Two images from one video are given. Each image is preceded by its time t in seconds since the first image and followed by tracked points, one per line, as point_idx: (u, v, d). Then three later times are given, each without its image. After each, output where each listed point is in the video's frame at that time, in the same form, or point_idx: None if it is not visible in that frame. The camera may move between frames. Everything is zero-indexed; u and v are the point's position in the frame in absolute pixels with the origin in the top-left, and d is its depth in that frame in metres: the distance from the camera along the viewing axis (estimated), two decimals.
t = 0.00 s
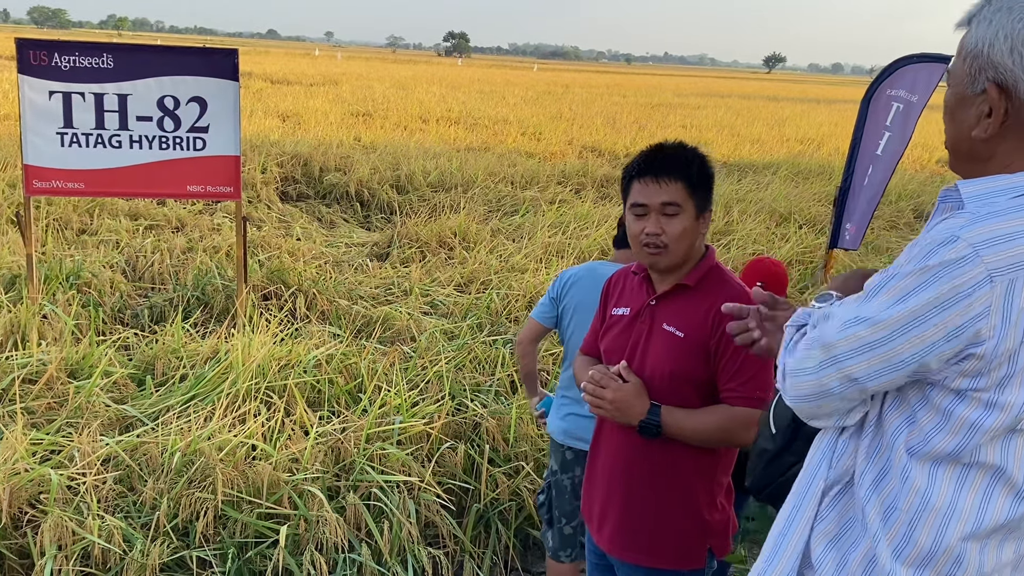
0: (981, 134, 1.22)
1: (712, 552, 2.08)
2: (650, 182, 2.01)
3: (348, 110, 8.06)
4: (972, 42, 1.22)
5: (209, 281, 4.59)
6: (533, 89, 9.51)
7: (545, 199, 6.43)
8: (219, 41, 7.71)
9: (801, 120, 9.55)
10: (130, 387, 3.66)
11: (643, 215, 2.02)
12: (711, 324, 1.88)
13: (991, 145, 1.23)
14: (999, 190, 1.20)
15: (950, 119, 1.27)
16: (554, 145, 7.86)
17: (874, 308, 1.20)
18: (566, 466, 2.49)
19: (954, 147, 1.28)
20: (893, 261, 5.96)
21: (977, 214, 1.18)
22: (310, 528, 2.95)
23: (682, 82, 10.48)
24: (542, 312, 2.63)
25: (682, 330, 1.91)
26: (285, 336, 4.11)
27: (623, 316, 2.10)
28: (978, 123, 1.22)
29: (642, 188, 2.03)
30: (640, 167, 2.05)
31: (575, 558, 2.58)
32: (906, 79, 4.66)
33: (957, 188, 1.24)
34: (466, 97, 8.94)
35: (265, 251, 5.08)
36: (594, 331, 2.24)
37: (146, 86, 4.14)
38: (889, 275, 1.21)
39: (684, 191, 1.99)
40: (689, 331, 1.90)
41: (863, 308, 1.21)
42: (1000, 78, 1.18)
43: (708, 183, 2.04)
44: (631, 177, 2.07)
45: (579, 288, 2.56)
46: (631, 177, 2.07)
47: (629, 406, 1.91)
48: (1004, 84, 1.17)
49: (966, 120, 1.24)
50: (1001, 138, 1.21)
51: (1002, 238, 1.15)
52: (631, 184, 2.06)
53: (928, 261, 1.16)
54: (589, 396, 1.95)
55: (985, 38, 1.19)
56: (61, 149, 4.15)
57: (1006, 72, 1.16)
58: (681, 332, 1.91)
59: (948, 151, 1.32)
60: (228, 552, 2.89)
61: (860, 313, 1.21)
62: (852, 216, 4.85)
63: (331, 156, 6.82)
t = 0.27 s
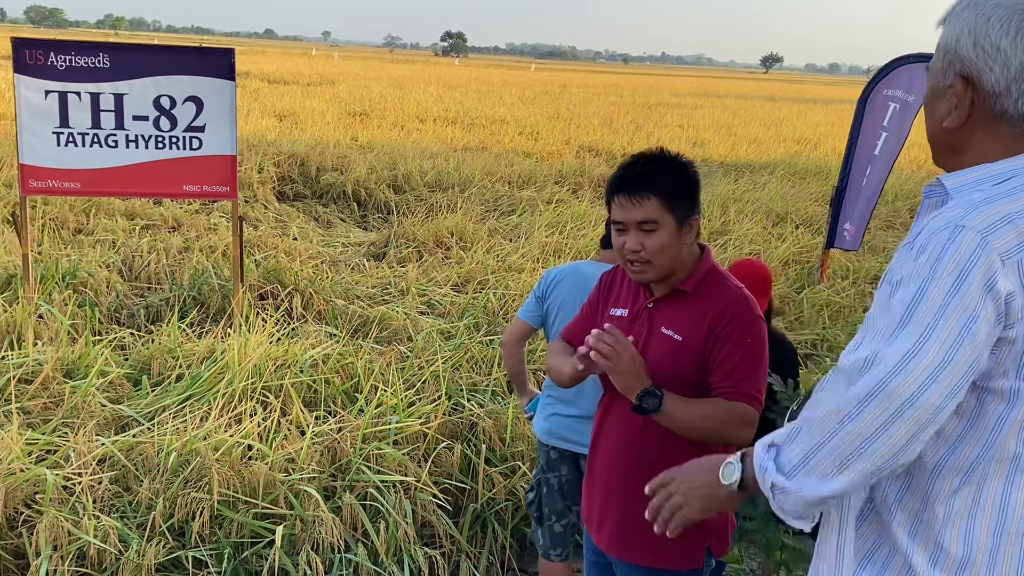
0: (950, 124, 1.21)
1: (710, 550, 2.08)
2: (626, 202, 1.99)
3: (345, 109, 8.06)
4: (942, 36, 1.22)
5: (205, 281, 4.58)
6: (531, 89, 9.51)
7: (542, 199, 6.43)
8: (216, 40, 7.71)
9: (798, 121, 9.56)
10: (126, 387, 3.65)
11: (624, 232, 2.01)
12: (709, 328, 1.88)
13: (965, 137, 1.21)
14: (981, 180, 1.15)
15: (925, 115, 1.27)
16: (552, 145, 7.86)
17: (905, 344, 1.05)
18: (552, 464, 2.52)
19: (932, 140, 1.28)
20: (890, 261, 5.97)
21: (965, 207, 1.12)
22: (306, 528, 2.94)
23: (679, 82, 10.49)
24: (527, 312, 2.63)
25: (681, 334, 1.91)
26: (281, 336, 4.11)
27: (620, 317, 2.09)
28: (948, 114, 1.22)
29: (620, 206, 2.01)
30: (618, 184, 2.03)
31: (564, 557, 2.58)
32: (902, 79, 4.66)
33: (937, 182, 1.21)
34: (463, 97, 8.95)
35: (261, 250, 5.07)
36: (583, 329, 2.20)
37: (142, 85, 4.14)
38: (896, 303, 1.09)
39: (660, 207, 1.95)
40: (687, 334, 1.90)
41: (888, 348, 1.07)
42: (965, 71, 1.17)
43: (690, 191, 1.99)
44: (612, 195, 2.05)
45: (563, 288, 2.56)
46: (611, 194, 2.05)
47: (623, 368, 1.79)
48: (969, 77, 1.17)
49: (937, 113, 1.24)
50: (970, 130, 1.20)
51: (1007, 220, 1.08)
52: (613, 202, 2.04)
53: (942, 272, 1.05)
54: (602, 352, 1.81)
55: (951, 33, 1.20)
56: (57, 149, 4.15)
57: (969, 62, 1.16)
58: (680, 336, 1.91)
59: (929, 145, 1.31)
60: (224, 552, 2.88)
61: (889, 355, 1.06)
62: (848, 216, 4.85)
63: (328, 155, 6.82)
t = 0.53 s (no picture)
0: (909, 125, 1.24)
1: (709, 549, 2.08)
2: (635, 203, 1.97)
3: (341, 109, 8.05)
4: (896, 43, 1.25)
5: (200, 280, 4.57)
6: (528, 89, 9.51)
7: (538, 198, 6.43)
8: (213, 39, 7.70)
9: (794, 120, 9.57)
10: (121, 387, 3.64)
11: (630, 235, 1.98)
12: (704, 328, 1.88)
13: (929, 137, 1.23)
14: (949, 177, 1.16)
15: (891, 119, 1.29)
16: (548, 145, 7.87)
17: (990, 351, 0.98)
18: (541, 464, 2.52)
19: (900, 143, 1.30)
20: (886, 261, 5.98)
21: (944, 203, 1.10)
22: (303, 528, 2.94)
23: (676, 81, 10.50)
24: (515, 312, 2.63)
25: (677, 335, 1.91)
26: (277, 336, 4.10)
27: (615, 319, 2.08)
28: (907, 116, 1.24)
29: (625, 208, 1.99)
30: (618, 188, 2.01)
31: (557, 557, 2.57)
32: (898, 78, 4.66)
33: (908, 188, 1.22)
34: (459, 96, 8.94)
35: (257, 250, 5.06)
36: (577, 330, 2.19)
37: (137, 85, 4.13)
38: (948, 319, 1.02)
39: (668, 211, 1.94)
40: (684, 336, 1.91)
41: (982, 362, 0.98)
42: (917, 74, 1.20)
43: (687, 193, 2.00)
44: (612, 199, 2.02)
45: (549, 288, 2.56)
46: (610, 195, 2.03)
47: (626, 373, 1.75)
48: (922, 81, 1.20)
49: (899, 116, 1.26)
50: (929, 130, 1.22)
51: (996, 194, 1.08)
52: (613, 207, 2.02)
53: (979, 268, 1.01)
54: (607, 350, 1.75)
55: (903, 40, 1.23)
56: (52, 148, 4.13)
57: (919, 67, 1.19)
58: (676, 337, 1.91)
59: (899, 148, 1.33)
60: (220, 552, 2.88)
61: (993, 367, 0.98)
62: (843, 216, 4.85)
63: (324, 155, 6.81)
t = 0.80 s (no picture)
0: (902, 127, 1.28)
1: (707, 550, 2.08)
2: (646, 184, 1.99)
3: (337, 108, 8.04)
4: (885, 45, 1.29)
5: (196, 280, 4.57)
6: (524, 88, 9.49)
7: (534, 198, 6.43)
8: (208, 38, 7.68)
9: (790, 120, 9.58)
10: (117, 387, 3.63)
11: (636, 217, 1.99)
12: (702, 328, 1.88)
13: (921, 137, 1.27)
14: (949, 183, 1.22)
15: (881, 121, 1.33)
16: (543, 145, 7.86)
17: (1010, 359, 1.03)
18: (533, 464, 2.53)
19: (890, 143, 1.34)
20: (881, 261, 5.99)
21: (955, 213, 1.15)
22: (298, 528, 2.93)
23: (672, 81, 10.49)
24: (507, 312, 2.64)
25: (675, 335, 1.91)
26: (273, 335, 4.10)
27: (612, 320, 2.08)
28: (899, 118, 1.28)
29: (636, 189, 2.00)
30: (632, 170, 2.02)
31: (550, 556, 2.57)
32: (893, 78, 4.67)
33: (908, 194, 1.26)
34: (455, 95, 8.94)
35: (253, 249, 5.05)
36: (575, 331, 2.20)
37: (133, 84, 4.12)
38: (964, 330, 1.06)
39: (677, 195, 1.97)
40: (682, 336, 1.90)
41: (1001, 369, 1.04)
42: (909, 75, 1.24)
43: (697, 186, 2.03)
44: (624, 178, 2.03)
45: (540, 287, 2.57)
46: (622, 177, 2.04)
47: (624, 413, 1.79)
48: (914, 82, 1.24)
49: (890, 117, 1.30)
50: (923, 130, 1.26)
51: (1005, 201, 1.12)
52: (624, 186, 2.02)
53: (995, 279, 1.05)
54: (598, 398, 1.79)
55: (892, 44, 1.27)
56: (48, 147, 4.13)
57: (911, 68, 1.23)
58: (674, 337, 1.91)
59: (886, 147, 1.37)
60: (215, 552, 2.87)
61: (1010, 374, 1.03)
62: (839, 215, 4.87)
63: (320, 154, 6.79)
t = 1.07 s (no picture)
0: (898, 124, 1.27)
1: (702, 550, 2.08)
2: (648, 175, 2.00)
3: (332, 108, 8.03)
4: (881, 42, 1.28)
5: (191, 279, 4.56)
6: (520, 87, 9.49)
7: (530, 197, 6.43)
8: (203, 37, 7.66)
9: (785, 119, 9.59)
10: (112, 386, 3.63)
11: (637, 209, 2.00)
12: (699, 325, 1.88)
13: (917, 135, 1.26)
14: (951, 182, 1.22)
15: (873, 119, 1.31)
16: (539, 144, 7.86)
17: None
18: (526, 462, 2.53)
19: (882, 140, 1.33)
20: (877, 260, 6.01)
21: (965, 212, 1.14)
22: (294, 528, 2.93)
23: (668, 79, 10.50)
24: (501, 311, 2.65)
25: (671, 332, 1.91)
26: (269, 335, 4.09)
27: (609, 318, 2.08)
28: (895, 115, 1.27)
29: (637, 180, 2.01)
30: (633, 164, 2.03)
31: (543, 555, 2.56)
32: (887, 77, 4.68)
33: (908, 191, 1.27)
34: (451, 94, 8.93)
35: (248, 249, 5.05)
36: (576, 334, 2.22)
37: (127, 83, 4.11)
38: (980, 333, 1.05)
39: (679, 187, 1.98)
40: (678, 332, 1.90)
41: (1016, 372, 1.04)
42: (909, 72, 1.23)
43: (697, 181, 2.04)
44: (625, 171, 2.04)
45: (532, 285, 2.57)
46: (625, 169, 2.04)
47: (610, 413, 1.87)
48: (912, 78, 1.23)
49: (885, 114, 1.29)
50: (920, 128, 1.25)
51: (1014, 202, 1.11)
52: (625, 178, 2.04)
53: (1014, 281, 1.03)
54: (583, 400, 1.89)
55: (888, 41, 1.26)
56: (42, 147, 4.11)
57: (911, 65, 1.22)
58: (670, 334, 1.91)
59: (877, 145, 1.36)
60: (211, 552, 2.87)
61: None
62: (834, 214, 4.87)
63: (315, 153, 6.79)
